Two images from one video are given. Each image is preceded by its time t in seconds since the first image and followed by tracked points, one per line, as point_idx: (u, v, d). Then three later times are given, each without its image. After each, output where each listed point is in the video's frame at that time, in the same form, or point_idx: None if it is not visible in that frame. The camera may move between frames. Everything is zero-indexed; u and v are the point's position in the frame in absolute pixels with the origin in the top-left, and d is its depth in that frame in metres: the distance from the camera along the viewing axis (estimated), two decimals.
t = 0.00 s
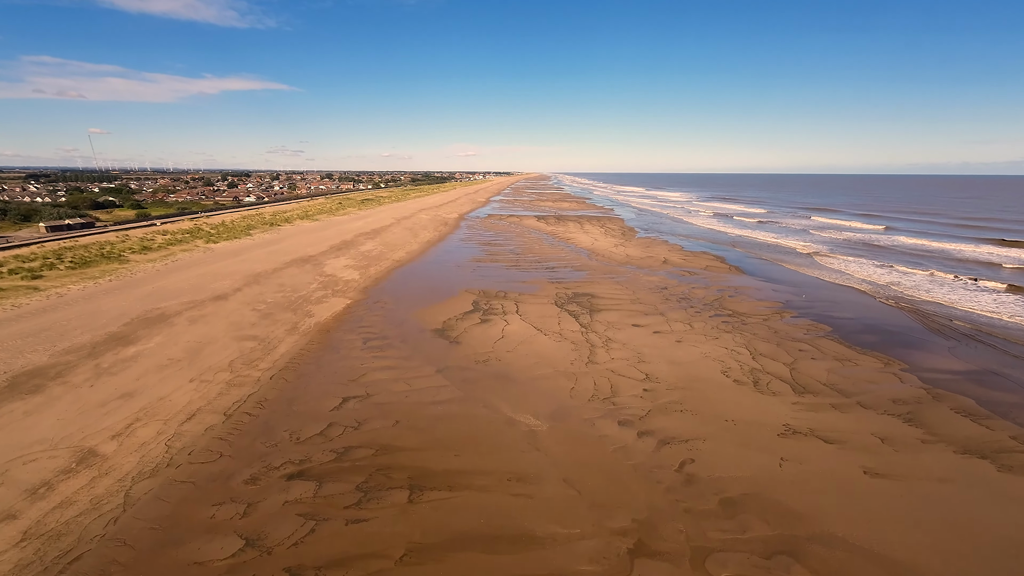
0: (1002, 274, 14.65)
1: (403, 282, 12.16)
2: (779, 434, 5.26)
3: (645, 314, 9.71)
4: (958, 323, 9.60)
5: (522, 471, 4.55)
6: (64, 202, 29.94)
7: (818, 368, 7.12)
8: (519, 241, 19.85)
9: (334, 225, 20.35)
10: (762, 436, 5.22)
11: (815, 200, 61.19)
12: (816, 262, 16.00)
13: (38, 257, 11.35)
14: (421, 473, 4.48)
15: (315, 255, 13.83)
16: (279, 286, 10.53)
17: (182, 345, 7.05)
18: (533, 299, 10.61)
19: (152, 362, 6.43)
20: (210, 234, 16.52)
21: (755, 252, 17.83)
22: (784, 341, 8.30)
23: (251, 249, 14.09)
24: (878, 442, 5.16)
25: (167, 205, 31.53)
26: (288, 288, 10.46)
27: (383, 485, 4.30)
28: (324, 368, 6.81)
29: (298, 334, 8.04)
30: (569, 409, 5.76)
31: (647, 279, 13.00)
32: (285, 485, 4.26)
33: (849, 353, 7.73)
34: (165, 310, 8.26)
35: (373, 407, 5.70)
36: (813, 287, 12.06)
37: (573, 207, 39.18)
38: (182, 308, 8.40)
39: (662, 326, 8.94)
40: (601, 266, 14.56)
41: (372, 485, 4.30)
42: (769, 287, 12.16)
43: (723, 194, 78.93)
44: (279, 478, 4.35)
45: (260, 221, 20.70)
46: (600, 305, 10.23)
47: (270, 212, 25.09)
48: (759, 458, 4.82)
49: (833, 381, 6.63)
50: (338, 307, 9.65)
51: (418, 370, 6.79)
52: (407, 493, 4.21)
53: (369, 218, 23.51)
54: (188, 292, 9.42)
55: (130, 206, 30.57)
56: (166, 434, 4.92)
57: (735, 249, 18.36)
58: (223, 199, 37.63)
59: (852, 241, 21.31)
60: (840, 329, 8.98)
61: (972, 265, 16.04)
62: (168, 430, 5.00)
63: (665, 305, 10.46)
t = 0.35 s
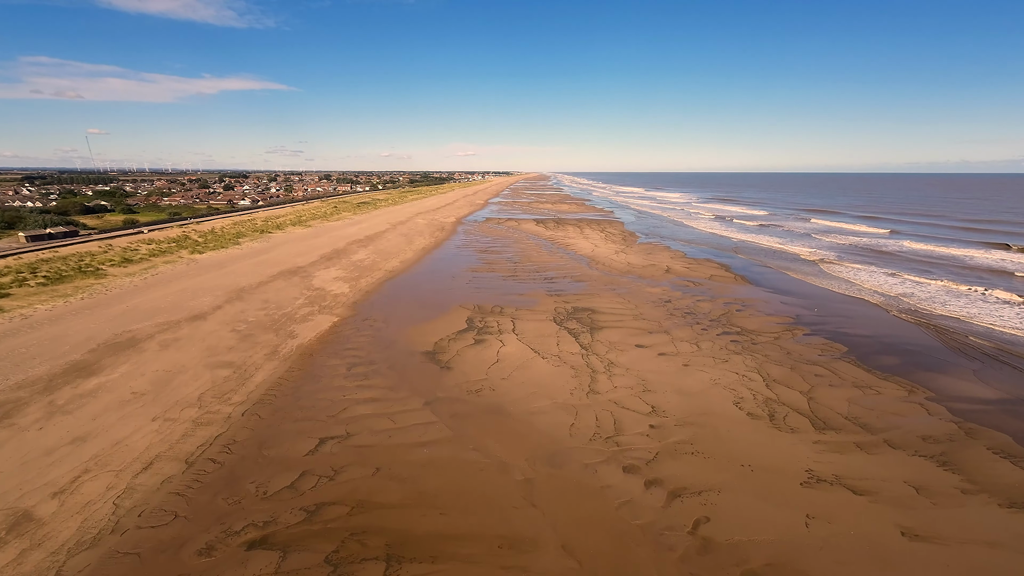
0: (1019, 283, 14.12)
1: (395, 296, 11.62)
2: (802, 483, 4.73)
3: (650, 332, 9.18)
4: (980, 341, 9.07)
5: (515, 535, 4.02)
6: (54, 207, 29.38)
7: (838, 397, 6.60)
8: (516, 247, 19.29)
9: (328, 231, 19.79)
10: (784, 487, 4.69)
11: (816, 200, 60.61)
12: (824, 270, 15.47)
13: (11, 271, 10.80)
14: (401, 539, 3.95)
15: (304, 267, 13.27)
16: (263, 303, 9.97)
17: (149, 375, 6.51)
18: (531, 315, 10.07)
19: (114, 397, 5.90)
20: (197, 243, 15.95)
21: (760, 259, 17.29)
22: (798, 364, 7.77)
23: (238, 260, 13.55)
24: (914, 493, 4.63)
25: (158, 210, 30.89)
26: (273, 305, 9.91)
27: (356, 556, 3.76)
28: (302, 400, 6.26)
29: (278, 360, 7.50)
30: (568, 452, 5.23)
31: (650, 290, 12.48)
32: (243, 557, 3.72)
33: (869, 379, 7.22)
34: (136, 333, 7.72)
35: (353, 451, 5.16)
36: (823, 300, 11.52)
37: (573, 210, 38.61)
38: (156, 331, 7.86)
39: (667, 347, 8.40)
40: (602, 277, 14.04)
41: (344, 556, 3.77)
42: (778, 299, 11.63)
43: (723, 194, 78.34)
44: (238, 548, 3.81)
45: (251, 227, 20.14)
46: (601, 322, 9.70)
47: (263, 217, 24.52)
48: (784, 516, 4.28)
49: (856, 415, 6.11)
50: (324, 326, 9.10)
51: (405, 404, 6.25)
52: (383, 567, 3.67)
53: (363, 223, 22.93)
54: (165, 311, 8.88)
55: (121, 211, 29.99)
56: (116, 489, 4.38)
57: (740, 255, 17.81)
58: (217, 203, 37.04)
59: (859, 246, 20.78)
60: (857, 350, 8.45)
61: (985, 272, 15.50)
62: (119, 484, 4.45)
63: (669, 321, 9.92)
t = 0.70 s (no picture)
0: None
1: (386, 310, 11.06)
2: (833, 543, 4.19)
3: (654, 352, 8.64)
4: (1007, 360, 8.52)
5: None
6: (42, 211, 28.79)
7: (861, 431, 6.06)
8: (514, 253, 18.71)
9: (320, 238, 19.22)
10: (815, 550, 4.13)
11: (818, 200, 59.99)
12: (832, 278, 14.92)
13: None
14: None
15: (292, 278, 12.71)
16: (245, 321, 9.41)
17: (110, 410, 5.94)
18: (528, 332, 9.51)
19: (67, 438, 5.33)
20: (182, 251, 15.36)
21: (766, 266, 16.73)
22: (814, 391, 7.22)
23: (222, 271, 12.96)
24: (959, 556, 4.10)
25: (148, 215, 30.23)
26: (255, 323, 9.36)
27: None
28: (277, 438, 5.71)
29: (255, 388, 6.93)
30: (569, 503, 4.68)
31: (653, 303, 11.94)
32: None
33: (892, 408, 6.69)
34: (102, 359, 7.15)
35: (327, 505, 4.59)
36: (835, 313, 10.97)
37: (572, 212, 38.03)
38: (124, 356, 7.29)
39: (674, 370, 7.84)
40: (602, 287, 13.49)
41: None
42: (788, 312, 11.06)
43: (723, 194, 77.71)
44: None
45: (241, 234, 19.55)
46: (603, 341, 9.13)
47: (255, 222, 23.94)
48: None
49: (883, 454, 5.57)
50: (308, 347, 8.53)
51: (389, 442, 5.70)
52: None
53: (357, 228, 22.35)
54: (137, 331, 8.31)
55: (110, 215, 29.38)
56: (50, 561, 3.82)
57: (745, 262, 17.25)
58: (211, 206, 36.44)
59: (866, 251, 20.25)
60: (876, 371, 7.93)
61: (1000, 279, 14.94)
62: (54, 553, 3.88)
63: (675, 339, 9.35)
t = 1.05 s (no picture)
0: None
1: (375, 325, 10.51)
2: None
3: (660, 374, 8.10)
4: None
5: None
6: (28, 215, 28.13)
7: (890, 471, 5.53)
8: (512, 260, 18.15)
9: (311, 244, 18.65)
10: None
11: (819, 200, 59.51)
12: (841, 286, 14.41)
13: None
14: None
15: (278, 290, 12.14)
16: (224, 340, 8.85)
17: (63, 451, 5.38)
18: (524, 352, 8.97)
19: (9, 489, 4.77)
20: (166, 260, 14.77)
21: (771, 273, 16.21)
22: (834, 420, 6.69)
23: (206, 282, 12.39)
24: None
25: (137, 218, 29.56)
26: (235, 342, 8.80)
27: None
28: (246, 484, 5.16)
29: (227, 421, 6.37)
30: (570, 567, 4.15)
31: (656, 315, 11.40)
32: None
33: (920, 441, 6.18)
34: (62, 389, 6.59)
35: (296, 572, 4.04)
36: (848, 327, 10.45)
37: (571, 213, 37.49)
38: (87, 385, 6.73)
39: (681, 396, 7.30)
40: (603, 297, 12.95)
41: None
42: (798, 326, 10.54)
43: (723, 194, 77.38)
44: None
45: (230, 239, 18.96)
46: (605, 361, 8.58)
47: (246, 226, 23.34)
48: None
49: (917, 500, 5.05)
50: (289, 371, 7.97)
51: (370, 487, 5.15)
52: None
53: (351, 233, 21.77)
54: (105, 355, 7.73)
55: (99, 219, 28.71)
56: None
57: (749, 269, 16.73)
58: (203, 208, 35.79)
59: (873, 255, 19.77)
60: (898, 396, 7.41)
61: (1013, 287, 14.47)
62: None
63: (681, 358, 8.81)
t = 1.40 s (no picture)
0: None
1: (365, 343, 9.94)
2: None
3: (668, 400, 7.53)
4: None
5: None
6: (16, 220, 27.49)
7: (929, 521, 4.97)
8: (510, 267, 17.57)
9: (303, 251, 18.07)
10: None
11: (820, 201, 58.95)
12: (851, 296, 13.86)
13: None
14: None
15: (265, 303, 11.57)
16: (201, 363, 8.28)
17: (5, 504, 4.81)
18: (522, 374, 8.39)
19: None
20: (149, 270, 14.17)
21: (778, 281, 15.65)
22: (860, 456, 6.12)
23: (188, 295, 11.79)
24: None
25: (128, 222, 28.97)
26: (212, 366, 8.22)
27: None
28: (208, 542, 4.59)
29: (195, 461, 5.79)
30: None
31: (661, 330, 10.84)
32: None
33: (957, 482, 5.61)
34: (15, 425, 6.02)
35: None
36: (864, 343, 9.89)
37: (570, 216, 36.90)
38: (43, 420, 6.16)
39: (692, 428, 6.72)
40: (605, 309, 12.38)
41: None
42: (811, 343, 9.98)
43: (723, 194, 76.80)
44: None
45: (219, 247, 18.37)
46: (608, 385, 8.01)
47: (238, 232, 22.76)
48: None
49: (963, 559, 4.48)
50: (269, 399, 7.39)
51: (348, 545, 4.57)
52: None
53: (345, 238, 21.17)
54: (69, 382, 7.16)
55: (88, 224, 28.08)
56: None
57: (755, 277, 16.16)
58: (196, 212, 35.15)
59: (882, 260, 19.21)
60: (927, 425, 6.86)
61: None
62: None
63: (689, 381, 8.23)
